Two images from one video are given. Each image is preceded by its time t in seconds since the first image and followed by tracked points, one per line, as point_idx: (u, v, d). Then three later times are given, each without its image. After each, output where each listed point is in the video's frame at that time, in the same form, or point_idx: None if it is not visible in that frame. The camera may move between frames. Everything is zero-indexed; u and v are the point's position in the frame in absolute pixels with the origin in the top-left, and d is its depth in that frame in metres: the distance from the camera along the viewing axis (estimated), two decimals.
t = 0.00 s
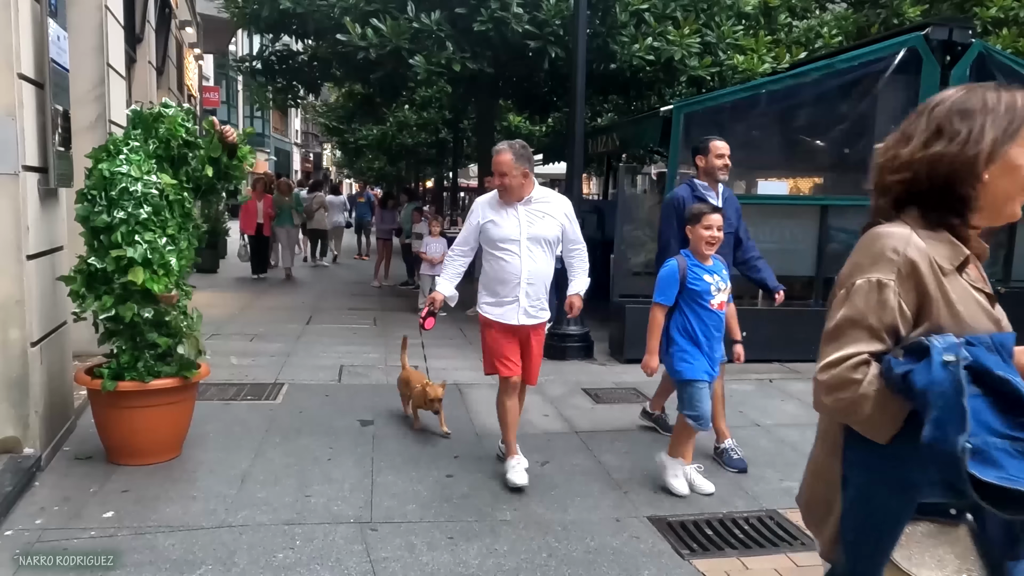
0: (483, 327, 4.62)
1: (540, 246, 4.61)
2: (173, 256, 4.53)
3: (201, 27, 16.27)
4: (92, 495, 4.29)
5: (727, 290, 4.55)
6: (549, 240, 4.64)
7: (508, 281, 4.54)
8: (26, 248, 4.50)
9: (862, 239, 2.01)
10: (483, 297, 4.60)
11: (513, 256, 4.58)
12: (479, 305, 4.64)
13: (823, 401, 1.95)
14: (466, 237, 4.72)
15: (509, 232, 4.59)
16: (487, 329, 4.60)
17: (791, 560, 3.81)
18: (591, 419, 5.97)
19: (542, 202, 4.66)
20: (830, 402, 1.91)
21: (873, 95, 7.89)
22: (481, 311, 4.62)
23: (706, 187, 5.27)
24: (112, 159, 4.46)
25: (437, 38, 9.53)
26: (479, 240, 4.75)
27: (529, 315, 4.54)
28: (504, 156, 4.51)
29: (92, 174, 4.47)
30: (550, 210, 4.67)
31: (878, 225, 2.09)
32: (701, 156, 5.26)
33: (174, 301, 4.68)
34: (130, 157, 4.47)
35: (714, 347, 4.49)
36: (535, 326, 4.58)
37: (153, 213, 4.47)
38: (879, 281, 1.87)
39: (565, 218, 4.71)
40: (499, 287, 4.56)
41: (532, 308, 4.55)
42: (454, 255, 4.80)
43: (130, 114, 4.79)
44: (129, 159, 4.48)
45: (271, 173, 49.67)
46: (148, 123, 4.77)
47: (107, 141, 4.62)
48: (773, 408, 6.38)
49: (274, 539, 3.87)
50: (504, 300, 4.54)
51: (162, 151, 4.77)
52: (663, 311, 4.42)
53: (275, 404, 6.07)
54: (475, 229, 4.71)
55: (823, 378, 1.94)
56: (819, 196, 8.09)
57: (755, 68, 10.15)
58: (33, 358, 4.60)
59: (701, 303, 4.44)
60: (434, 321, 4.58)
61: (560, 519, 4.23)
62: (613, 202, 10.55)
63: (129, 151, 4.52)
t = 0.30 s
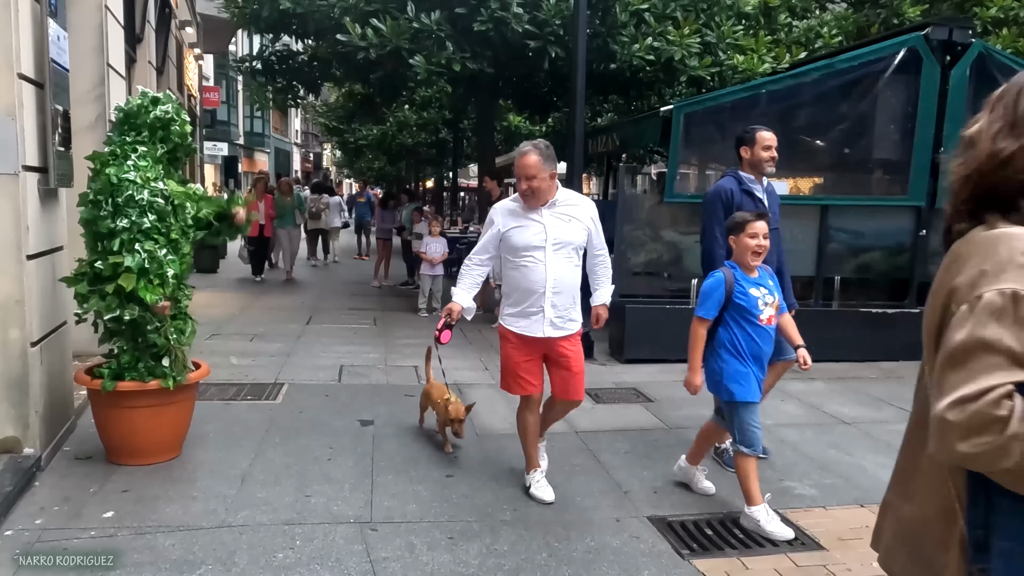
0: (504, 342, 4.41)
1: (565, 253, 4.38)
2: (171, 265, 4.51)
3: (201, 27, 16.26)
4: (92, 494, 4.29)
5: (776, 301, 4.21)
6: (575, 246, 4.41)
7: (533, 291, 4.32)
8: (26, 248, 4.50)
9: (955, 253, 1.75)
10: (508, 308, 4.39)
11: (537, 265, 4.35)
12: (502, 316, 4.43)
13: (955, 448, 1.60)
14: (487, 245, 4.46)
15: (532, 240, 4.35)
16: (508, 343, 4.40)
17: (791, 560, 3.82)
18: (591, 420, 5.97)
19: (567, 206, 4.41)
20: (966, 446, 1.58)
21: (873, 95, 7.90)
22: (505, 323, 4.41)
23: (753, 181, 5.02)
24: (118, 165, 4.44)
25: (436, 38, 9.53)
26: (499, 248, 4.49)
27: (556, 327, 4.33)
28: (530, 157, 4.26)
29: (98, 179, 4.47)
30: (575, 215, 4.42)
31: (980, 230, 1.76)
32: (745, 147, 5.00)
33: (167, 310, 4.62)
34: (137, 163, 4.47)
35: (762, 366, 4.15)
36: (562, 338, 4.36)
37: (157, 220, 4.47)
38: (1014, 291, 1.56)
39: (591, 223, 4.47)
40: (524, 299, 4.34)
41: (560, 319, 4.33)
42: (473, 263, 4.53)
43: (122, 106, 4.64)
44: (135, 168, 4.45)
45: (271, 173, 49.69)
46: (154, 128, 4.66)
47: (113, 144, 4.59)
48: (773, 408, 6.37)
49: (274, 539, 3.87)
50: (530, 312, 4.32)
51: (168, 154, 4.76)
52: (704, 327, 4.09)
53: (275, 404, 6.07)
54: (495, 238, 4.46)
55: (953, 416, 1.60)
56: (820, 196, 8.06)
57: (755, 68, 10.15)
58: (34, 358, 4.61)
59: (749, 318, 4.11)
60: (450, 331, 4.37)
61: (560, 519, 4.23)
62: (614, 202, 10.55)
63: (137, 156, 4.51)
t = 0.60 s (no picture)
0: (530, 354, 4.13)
1: (601, 261, 4.09)
2: (197, 270, 4.68)
3: (201, 27, 16.25)
4: (92, 494, 4.29)
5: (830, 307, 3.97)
6: (609, 254, 4.12)
7: (567, 301, 4.00)
8: (26, 248, 4.50)
9: None
10: (537, 319, 4.06)
11: (572, 273, 4.02)
12: (528, 326, 4.10)
13: None
14: (516, 252, 4.04)
15: (568, 246, 4.01)
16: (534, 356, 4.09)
17: (791, 560, 3.82)
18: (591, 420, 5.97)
19: (602, 211, 4.12)
20: None
21: (873, 95, 7.89)
22: (533, 335, 4.08)
23: (810, 189, 4.65)
24: (153, 171, 4.44)
25: (437, 38, 9.53)
26: (527, 254, 4.11)
27: (590, 340, 4.04)
28: (587, 152, 3.91)
29: (127, 182, 4.41)
30: (610, 220, 4.13)
31: None
32: (801, 155, 4.69)
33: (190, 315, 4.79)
34: (170, 168, 4.51)
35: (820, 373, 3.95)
36: (595, 353, 4.07)
37: (186, 226, 4.61)
38: None
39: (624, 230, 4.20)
40: (557, 309, 4.02)
41: (594, 331, 4.04)
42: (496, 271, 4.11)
43: (130, 104, 4.48)
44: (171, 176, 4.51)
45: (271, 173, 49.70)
46: (174, 133, 4.63)
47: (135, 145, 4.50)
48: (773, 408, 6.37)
49: (274, 539, 3.86)
50: (564, 325, 4.01)
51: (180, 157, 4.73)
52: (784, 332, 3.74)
53: (275, 404, 6.07)
54: (525, 243, 4.05)
55: None
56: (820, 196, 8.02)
57: (755, 68, 10.15)
58: (34, 358, 4.60)
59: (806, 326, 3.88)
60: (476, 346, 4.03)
61: (560, 519, 4.22)
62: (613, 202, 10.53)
63: (169, 161, 4.53)
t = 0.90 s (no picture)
0: (569, 361, 3.74)
1: (641, 264, 3.82)
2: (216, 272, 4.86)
3: (201, 27, 16.25)
4: (92, 494, 4.29)
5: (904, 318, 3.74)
6: (649, 256, 3.86)
7: (606, 308, 3.72)
8: (26, 247, 4.49)
9: None
10: (572, 326, 3.75)
11: (611, 276, 3.74)
12: (561, 335, 3.79)
13: None
14: (550, 253, 3.74)
15: (608, 247, 3.72)
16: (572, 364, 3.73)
17: (791, 560, 3.82)
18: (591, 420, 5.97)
19: (643, 209, 3.85)
20: None
21: (873, 94, 7.90)
22: (566, 343, 3.75)
23: (873, 185, 4.41)
24: (190, 177, 4.56)
25: (437, 38, 9.53)
26: (560, 255, 3.81)
27: (629, 349, 3.75)
28: (632, 145, 3.64)
29: (163, 187, 4.46)
30: (649, 220, 3.87)
31: None
32: (864, 147, 4.40)
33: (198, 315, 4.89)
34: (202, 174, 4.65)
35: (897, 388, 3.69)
36: (633, 363, 3.80)
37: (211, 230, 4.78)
38: None
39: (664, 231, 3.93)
40: (594, 316, 3.73)
41: (633, 340, 3.77)
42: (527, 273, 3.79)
43: (149, 107, 4.47)
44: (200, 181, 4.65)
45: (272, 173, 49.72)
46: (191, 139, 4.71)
47: (158, 149, 4.52)
48: (773, 408, 6.37)
49: (274, 539, 3.87)
50: (601, 333, 3.71)
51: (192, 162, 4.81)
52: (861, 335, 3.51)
53: (275, 404, 6.07)
54: (560, 243, 3.75)
55: None
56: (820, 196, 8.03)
57: (755, 68, 10.15)
58: (34, 358, 4.60)
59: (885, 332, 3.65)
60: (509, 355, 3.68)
61: (560, 519, 4.22)
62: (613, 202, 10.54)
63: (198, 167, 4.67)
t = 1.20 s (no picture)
0: (596, 384, 3.47)
1: (680, 270, 3.57)
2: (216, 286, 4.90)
3: (201, 27, 16.24)
4: (92, 494, 4.29)
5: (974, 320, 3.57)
6: (687, 261, 3.61)
7: (645, 321, 3.47)
8: (26, 248, 4.49)
9: None
10: (610, 341, 3.48)
11: (650, 285, 3.48)
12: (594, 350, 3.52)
13: None
14: (584, 261, 3.47)
15: (646, 253, 3.47)
16: (602, 386, 3.46)
17: (791, 560, 3.82)
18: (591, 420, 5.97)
19: (677, 213, 3.62)
20: None
21: (873, 94, 7.90)
22: (600, 358, 3.47)
23: (941, 192, 4.23)
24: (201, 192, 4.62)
25: (437, 38, 9.53)
26: (593, 263, 3.54)
27: (667, 365, 3.53)
28: (669, 141, 3.44)
29: (173, 194, 4.49)
30: (684, 224, 3.64)
31: None
32: (931, 152, 4.27)
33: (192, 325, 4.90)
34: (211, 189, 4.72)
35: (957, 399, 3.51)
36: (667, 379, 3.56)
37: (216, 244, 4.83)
38: None
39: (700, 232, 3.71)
40: (632, 328, 3.46)
41: (670, 353, 3.54)
42: (557, 283, 3.52)
43: (162, 120, 4.54)
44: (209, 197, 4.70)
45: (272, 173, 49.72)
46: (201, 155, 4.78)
47: (170, 161, 4.57)
48: (773, 408, 6.37)
49: (274, 539, 3.87)
50: (639, 347, 3.46)
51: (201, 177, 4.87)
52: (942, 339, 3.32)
53: (275, 404, 6.06)
54: (593, 251, 3.47)
55: None
56: (820, 196, 8.03)
57: (755, 68, 10.15)
58: (34, 358, 4.60)
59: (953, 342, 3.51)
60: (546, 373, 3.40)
61: (560, 519, 4.22)
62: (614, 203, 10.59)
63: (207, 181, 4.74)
